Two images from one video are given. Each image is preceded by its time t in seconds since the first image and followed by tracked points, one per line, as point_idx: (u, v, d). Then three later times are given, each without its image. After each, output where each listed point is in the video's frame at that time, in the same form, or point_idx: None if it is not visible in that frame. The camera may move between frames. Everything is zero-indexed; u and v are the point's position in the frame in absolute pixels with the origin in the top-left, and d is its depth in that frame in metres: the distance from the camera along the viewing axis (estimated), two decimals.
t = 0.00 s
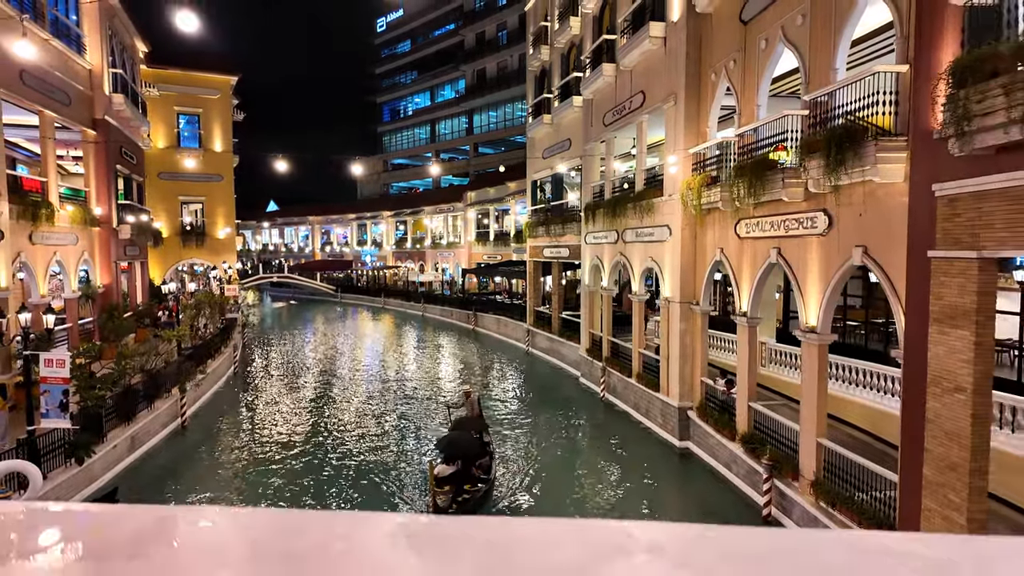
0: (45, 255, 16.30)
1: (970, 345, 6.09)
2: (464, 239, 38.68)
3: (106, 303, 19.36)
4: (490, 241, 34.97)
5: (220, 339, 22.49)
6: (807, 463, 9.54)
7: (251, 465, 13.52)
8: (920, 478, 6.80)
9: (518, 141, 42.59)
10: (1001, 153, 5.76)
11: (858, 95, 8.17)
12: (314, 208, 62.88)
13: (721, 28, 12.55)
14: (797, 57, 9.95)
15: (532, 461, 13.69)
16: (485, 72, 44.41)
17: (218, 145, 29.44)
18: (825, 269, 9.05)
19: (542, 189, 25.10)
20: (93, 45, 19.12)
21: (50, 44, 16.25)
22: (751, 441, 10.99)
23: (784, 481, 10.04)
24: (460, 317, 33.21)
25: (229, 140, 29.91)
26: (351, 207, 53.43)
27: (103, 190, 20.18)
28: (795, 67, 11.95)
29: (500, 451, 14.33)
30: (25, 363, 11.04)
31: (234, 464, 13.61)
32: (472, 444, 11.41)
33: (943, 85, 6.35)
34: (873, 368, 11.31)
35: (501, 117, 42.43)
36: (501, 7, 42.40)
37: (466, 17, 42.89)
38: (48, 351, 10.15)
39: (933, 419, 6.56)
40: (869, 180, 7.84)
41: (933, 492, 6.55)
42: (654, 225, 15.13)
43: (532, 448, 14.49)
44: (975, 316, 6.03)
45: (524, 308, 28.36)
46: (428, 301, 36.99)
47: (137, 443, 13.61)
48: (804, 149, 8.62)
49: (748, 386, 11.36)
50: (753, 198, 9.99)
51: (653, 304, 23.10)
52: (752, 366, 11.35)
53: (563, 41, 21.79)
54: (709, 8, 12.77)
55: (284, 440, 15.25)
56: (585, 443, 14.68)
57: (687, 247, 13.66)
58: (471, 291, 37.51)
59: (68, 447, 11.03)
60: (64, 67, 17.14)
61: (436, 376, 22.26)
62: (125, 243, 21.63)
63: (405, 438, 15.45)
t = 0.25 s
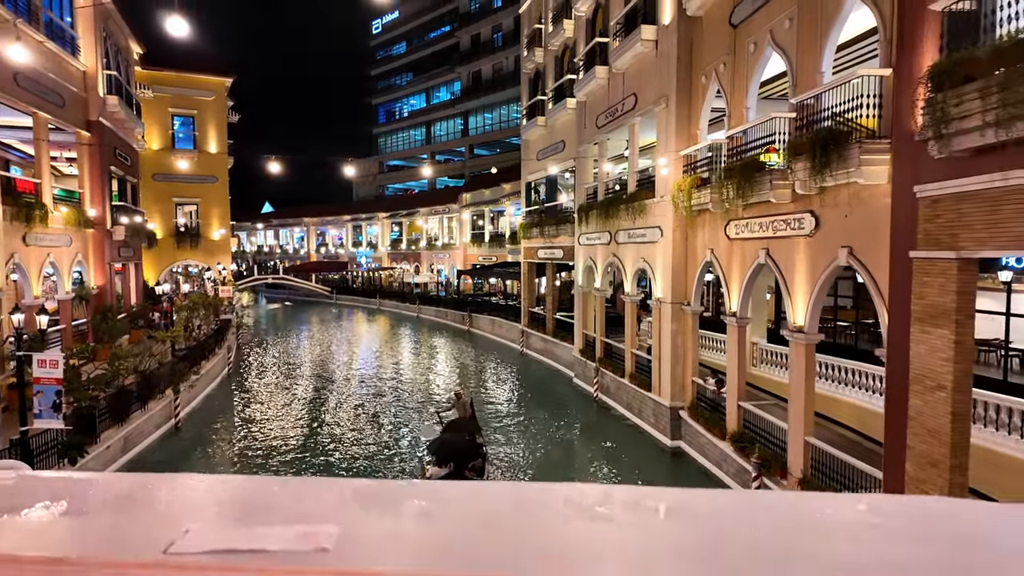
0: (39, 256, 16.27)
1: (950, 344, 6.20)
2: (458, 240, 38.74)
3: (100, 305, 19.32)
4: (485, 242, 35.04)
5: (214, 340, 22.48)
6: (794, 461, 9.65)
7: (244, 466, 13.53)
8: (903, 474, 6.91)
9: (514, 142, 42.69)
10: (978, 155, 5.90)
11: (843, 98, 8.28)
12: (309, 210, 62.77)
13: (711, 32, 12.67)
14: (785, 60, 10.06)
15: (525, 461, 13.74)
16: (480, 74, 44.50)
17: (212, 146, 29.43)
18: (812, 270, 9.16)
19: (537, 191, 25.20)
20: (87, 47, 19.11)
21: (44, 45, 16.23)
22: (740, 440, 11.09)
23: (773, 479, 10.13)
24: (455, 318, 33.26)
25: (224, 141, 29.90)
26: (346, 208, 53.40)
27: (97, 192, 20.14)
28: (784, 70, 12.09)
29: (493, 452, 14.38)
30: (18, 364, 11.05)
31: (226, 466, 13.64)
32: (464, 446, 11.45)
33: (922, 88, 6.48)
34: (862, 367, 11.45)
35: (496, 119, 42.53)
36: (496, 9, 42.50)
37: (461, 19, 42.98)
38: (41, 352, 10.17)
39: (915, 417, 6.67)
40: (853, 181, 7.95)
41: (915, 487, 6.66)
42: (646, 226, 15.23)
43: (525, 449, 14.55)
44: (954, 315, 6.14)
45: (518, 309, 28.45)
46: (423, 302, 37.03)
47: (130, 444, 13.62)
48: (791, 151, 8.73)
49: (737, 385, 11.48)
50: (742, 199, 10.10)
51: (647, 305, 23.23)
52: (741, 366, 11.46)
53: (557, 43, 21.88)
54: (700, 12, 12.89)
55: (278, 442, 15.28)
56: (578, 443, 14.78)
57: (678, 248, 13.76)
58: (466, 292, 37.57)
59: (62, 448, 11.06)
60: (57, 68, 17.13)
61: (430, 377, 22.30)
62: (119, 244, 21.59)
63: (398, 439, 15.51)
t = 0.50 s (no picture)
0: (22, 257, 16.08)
1: (925, 342, 6.35)
2: (447, 241, 38.74)
3: (84, 306, 19.13)
4: (474, 243, 35.07)
5: (201, 341, 22.32)
6: (777, 458, 9.78)
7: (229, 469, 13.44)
8: (881, 470, 7.04)
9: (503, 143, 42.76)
10: (952, 158, 6.04)
11: (824, 101, 8.43)
12: (297, 210, 62.46)
13: (697, 36, 12.81)
14: (768, 63, 10.20)
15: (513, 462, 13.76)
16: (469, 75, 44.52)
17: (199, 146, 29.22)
18: (794, 270, 9.30)
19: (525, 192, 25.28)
20: (71, 46, 18.92)
21: (26, 43, 16.03)
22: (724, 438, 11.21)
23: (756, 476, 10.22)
24: (444, 318, 33.26)
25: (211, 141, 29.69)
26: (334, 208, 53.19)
27: (82, 192, 19.94)
28: (767, 74, 12.27)
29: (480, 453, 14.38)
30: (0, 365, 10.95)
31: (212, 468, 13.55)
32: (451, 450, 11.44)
33: (898, 92, 6.64)
34: (844, 367, 11.64)
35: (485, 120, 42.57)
36: (485, 10, 42.54)
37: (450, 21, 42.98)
38: (24, 352, 10.04)
39: (891, 414, 6.81)
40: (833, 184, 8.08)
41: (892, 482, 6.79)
42: (633, 227, 15.35)
43: (513, 449, 14.57)
44: (929, 315, 6.28)
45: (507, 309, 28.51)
46: (411, 303, 36.99)
47: (114, 445, 13.48)
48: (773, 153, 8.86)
49: (721, 385, 11.62)
50: (726, 201, 10.23)
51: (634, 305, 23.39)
52: (725, 366, 11.61)
53: (546, 45, 21.96)
54: (686, 15, 13.02)
55: (265, 443, 15.24)
56: (565, 442, 14.85)
57: (664, 249, 13.89)
58: (454, 293, 37.58)
59: (44, 449, 10.92)
60: (41, 67, 16.95)
61: (419, 378, 22.28)
62: (103, 245, 21.37)
63: (386, 440, 15.51)
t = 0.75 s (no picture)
0: (3, 258, 15.86)
1: (907, 343, 6.42)
2: (437, 243, 38.67)
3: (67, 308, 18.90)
4: (464, 245, 35.04)
5: (187, 343, 22.12)
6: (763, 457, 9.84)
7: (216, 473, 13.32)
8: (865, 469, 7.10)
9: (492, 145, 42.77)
10: (933, 160, 6.12)
11: (809, 104, 8.51)
12: (286, 212, 62.13)
13: (684, 39, 12.89)
14: (753, 67, 10.28)
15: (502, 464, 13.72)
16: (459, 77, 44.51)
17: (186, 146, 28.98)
18: (779, 271, 9.38)
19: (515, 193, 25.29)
20: (54, 44, 18.71)
21: (8, 42, 15.85)
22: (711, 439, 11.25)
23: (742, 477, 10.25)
24: (433, 320, 33.18)
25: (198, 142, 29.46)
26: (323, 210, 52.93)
27: (65, 193, 19.71)
28: (752, 78, 12.39)
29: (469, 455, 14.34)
30: None
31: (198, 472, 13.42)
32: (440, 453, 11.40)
33: (881, 95, 6.71)
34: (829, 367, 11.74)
35: (475, 121, 42.58)
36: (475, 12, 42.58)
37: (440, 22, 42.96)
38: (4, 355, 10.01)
39: (875, 414, 6.87)
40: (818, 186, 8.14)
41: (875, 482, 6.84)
42: (621, 229, 15.40)
43: (502, 451, 14.54)
44: (912, 315, 6.34)
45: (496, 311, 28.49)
46: (401, 304, 36.87)
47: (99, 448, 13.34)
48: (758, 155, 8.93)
49: (709, 386, 11.67)
50: (712, 203, 10.30)
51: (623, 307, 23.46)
52: (712, 367, 11.68)
53: (534, 47, 22.00)
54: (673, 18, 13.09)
55: (253, 445, 15.14)
56: (554, 444, 14.86)
57: (652, 251, 13.94)
58: (444, 295, 37.49)
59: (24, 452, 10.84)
60: (24, 66, 16.75)
61: (409, 381, 22.19)
62: (88, 246, 21.13)
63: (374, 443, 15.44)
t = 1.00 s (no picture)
0: None
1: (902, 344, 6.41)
2: (432, 243, 38.64)
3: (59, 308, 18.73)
4: (459, 245, 35.03)
5: (180, 344, 22.00)
6: (758, 458, 9.87)
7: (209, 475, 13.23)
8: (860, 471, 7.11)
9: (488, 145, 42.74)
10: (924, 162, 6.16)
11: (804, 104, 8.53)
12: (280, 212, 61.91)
13: (678, 39, 12.87)
14: (748, 67, 10.28)
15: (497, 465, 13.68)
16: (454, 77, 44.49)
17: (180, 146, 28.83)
18: (773, 270, 9.38)
19: (510, 194, 25.28)
20: (48, 43, 18.59)
21: None
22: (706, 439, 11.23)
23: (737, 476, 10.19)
24: (428, 321, 33.13)
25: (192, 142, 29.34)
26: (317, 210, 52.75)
27: (57, 192, 19.54)
28: (746, 78, 12.39)
29: (465, 455, 14.30)
30: None
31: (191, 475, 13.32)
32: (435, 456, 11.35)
33: (873, 95, 6.73)
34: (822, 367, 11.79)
35: (470, 122, 42.56)
36: (470, 13, 42.57)
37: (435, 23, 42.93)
38: None
39: (870, 414, 6.88)
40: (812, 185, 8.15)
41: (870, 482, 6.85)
42: (616, 229, 15.38)
43: (498, 452, 14.50)
44: (906, 316, 6.35)
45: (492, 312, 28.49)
46: (396, 305, 36.83)
47: (90, 450, 13.23)
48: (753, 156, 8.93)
49: (704, 386, 11.67)
50: (707, 204, 10.30)
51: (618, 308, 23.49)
52: (707, 367, 11.68)
53: (529, 47, 21.98)
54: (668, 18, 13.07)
55: (247, 447, 15.10)
56: (549, 444, 14.84)
57: (647, 251, 13.92)
58: (439, 295, 37.44)
59: (15, 455, 10.74)
60: (15, 65, 16.61)
61: (404, 381, 22.15)
62: (80, 246, 20.97)
63: (369, 444, 15.41)
